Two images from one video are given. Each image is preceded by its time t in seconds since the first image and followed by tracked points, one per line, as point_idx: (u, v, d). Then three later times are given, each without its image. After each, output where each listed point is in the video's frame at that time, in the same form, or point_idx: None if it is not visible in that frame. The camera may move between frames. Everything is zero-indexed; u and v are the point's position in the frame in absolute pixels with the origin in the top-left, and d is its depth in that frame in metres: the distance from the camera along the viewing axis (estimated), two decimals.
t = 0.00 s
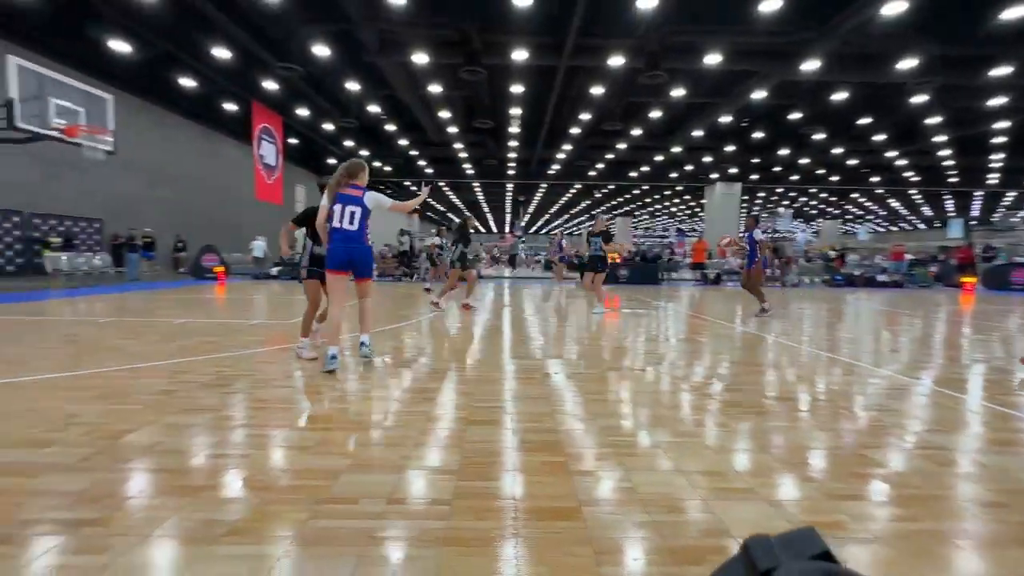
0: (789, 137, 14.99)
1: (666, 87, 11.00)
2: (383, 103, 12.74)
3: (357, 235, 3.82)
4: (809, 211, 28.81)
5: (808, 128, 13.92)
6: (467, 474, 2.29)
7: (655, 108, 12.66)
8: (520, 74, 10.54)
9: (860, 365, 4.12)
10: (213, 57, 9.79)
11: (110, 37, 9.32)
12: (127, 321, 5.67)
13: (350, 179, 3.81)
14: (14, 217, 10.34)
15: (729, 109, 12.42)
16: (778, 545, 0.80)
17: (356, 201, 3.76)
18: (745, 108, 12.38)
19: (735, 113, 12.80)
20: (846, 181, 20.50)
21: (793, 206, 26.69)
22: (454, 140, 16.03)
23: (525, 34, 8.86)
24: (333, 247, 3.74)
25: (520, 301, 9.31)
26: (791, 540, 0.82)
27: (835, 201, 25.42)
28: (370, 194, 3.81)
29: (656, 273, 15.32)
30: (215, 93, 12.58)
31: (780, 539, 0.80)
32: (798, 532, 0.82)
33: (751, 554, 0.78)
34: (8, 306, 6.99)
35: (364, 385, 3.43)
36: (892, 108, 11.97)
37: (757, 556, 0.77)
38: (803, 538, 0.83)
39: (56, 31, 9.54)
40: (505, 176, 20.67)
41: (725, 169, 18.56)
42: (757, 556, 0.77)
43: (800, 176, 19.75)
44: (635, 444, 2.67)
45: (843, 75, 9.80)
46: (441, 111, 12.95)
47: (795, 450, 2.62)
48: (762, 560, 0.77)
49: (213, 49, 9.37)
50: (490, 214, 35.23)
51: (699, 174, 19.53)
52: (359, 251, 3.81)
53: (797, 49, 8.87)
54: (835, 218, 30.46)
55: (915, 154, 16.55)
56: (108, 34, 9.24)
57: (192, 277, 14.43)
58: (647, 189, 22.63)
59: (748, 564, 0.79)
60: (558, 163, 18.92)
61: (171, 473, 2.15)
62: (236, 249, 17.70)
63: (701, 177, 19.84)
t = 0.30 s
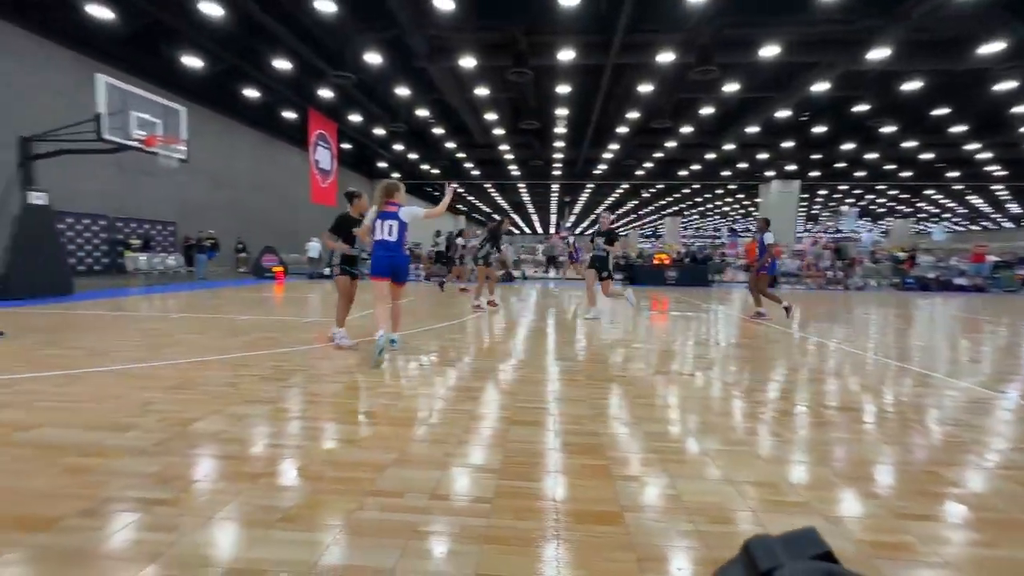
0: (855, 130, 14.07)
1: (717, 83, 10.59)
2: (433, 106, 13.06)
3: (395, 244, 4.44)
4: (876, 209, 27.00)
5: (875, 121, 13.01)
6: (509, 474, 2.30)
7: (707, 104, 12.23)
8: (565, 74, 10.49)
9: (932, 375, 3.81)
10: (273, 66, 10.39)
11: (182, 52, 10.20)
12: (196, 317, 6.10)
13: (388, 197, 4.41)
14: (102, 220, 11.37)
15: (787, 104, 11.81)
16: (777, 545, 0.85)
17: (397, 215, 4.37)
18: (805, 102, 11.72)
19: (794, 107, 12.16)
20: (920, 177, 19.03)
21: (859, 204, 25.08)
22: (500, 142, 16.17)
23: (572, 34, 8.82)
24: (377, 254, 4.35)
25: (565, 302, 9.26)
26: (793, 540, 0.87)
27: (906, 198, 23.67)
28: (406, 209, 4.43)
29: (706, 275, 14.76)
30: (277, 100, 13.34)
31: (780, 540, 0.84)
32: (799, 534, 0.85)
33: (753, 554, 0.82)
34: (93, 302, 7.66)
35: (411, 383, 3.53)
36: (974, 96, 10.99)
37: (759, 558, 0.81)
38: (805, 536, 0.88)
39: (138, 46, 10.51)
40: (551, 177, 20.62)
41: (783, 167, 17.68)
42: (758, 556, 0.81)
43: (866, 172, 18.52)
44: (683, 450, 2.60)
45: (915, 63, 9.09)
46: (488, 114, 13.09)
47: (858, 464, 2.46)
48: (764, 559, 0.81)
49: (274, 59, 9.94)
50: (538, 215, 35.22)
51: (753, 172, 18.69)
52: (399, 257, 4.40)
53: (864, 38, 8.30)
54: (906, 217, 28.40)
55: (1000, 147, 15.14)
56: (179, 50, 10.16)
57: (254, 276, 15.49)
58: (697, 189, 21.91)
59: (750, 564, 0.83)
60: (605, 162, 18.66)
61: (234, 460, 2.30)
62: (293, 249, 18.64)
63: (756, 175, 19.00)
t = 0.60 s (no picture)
0: (929, 122, 13.05)
1: (773, 76, 10.12)
2: (478, 109, 13.29)
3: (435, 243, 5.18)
4: (955, 207, 24.97)
5: (953, 112, 12.01)
6: (550, 475, 2.30)
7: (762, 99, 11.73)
8: (611, 72, 10.37)
9: (1018, 389, 3.48)
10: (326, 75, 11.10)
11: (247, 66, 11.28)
12: (256, 314, 6.45)
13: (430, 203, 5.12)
14: (175, 222, 12.28)
15: (850, 96, 11.13)
16: (760, 537, 0.78)
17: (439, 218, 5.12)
18: (871, 94, 10.99)
19: (858, 100, 11.44)
20: (1006, 172, 17.43)
21: (933, 201, 23.29)
22: (545, 142, 16.17)
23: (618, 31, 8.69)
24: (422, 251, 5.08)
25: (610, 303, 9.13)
26: (772, 533, 0.80)
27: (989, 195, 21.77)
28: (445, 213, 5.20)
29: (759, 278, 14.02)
30: (331, 107, 14.02)
31: (763, 535, 0.77)
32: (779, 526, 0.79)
33: (736, 546, 0.75)
34: (165, 299, 8.27)
35: (454, 381, 3.59)
36: None
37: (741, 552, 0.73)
38: (782, 532, 0.81)
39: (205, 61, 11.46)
40: (597, 177, 20.40)
41: (846, 163, 16.67)
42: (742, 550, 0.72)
43: (942, 167, 17.15)
44: (732, 459, 2.50)
45: (1000, 47, 8.32)
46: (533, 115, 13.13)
47: (929, 482, 2.27)
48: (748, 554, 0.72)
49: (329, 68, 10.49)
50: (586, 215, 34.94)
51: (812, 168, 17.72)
52: (441, 255, 5.14)
53: (940, 22, 7.68)
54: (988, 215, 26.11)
55: None
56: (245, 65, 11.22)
57: (307, 276, 15.65)
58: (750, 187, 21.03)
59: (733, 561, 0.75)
60: (653, 161, 18.26)
61: (288, 450, 2.43)
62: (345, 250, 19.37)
63: (816, 173, 18.00)
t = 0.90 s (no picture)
0: (1005, 113, 12.05)
1: (826, 68, 9.65)
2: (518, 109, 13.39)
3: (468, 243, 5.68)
4: None
5: None
6: (586, 478, 2.25)
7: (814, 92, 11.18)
8: (653, 68, 10.17)
9: None
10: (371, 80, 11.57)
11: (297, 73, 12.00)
12: (305, 312, 6.74)
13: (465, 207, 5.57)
14: (230, 225, 12.99)
15: (912, 87, 10.44)
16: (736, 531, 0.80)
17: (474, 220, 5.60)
18: (936, 83, 10.27)
19: (922, 90, 10.71)
20: None
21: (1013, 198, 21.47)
22: (586, 142, 16.04)
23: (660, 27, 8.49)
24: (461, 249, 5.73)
25: (652, 305, 8.95)
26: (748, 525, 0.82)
27: None
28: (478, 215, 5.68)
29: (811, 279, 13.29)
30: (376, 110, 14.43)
31: (740, 528, 0.80)
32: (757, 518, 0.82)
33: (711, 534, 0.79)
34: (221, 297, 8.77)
35: (492, 381, 3.62)
36: None
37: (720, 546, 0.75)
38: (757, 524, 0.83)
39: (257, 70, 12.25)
40: (639, 177, 20.04)
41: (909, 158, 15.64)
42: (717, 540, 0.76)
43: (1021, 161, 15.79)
44: (780, 467, 2.37)
45: None
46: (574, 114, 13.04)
47: (1003, 502, 2.07)
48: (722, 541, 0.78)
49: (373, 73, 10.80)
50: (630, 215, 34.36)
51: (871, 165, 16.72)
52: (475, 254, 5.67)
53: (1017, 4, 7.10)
54: None
55: None
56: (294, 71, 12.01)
57: (352, 276, 15.71)
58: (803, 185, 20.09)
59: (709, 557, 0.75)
60: (697, 159, 17.77)
61: (332, 444, 2.52)
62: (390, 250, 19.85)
63: (875, 169, 16.98)
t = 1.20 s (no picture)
0: None
1: (873, 60, 9.24)
2: (550, 109, 13.41)
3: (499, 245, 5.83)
4: None
5: None
6: (615, 481, 2.22)
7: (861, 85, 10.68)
8: (688, 64, 10.01)
9: None
10: (405, 84, 11.88)
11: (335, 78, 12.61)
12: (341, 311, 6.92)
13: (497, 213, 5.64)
14: (271, 226, 13.50)
15: (968, 78, 9.86)
16: (737, 530, 0.72)
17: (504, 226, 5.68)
18: (996, 74, 9.66)
19: (980, 82, 10.09)
20: None
21: None
22: (618, 141, 15.88)
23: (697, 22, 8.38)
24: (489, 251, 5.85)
25: (687, 307, 8.76)
26: (746, 525, 0.74)
27: None
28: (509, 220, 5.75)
29: (857, 280, 12.65)
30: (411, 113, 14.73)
31: (738, 527, 0.72)
32: (752, 515, 0.75)
33: (708, 535, 0.71)
34: (263, 295, 9.12)
35: (522, 381, 3.63)
36: None
37: (715, 544, 0.68)
38: (752, 523, 0.75)
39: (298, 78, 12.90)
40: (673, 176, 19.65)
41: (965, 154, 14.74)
42: (715, 543, 0.67)
43: None
44: (821, 475, 2.27)
45: None
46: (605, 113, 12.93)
47: None
48: (720, 547, 0.67)
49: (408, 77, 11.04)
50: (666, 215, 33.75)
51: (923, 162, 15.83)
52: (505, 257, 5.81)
53: None
54: None
55: None
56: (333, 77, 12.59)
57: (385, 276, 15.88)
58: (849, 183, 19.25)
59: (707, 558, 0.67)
60: (733, 158, 17.28)
61: (366, 440, 2.58)
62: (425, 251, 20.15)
63: (928, 167, 16.09)
